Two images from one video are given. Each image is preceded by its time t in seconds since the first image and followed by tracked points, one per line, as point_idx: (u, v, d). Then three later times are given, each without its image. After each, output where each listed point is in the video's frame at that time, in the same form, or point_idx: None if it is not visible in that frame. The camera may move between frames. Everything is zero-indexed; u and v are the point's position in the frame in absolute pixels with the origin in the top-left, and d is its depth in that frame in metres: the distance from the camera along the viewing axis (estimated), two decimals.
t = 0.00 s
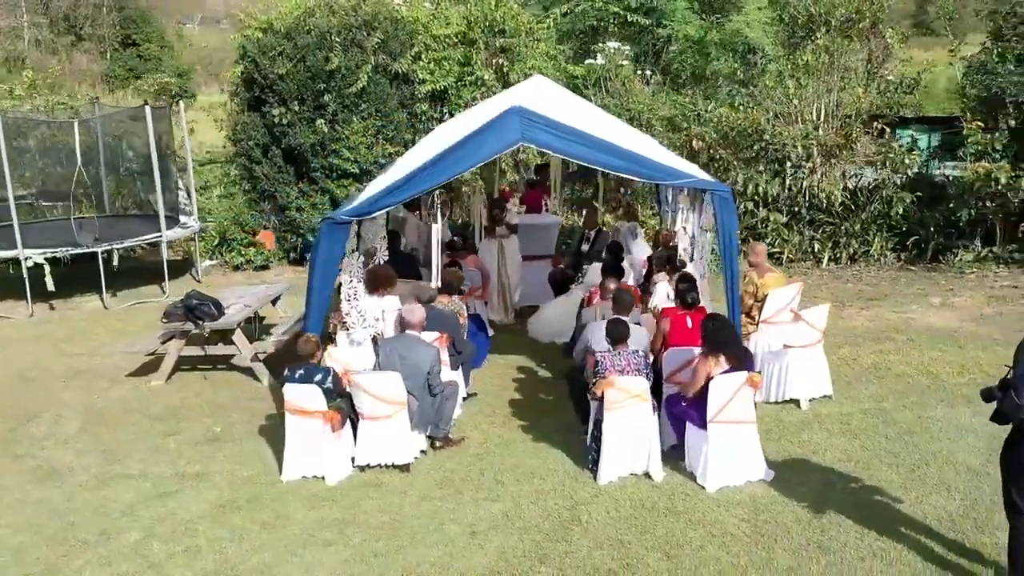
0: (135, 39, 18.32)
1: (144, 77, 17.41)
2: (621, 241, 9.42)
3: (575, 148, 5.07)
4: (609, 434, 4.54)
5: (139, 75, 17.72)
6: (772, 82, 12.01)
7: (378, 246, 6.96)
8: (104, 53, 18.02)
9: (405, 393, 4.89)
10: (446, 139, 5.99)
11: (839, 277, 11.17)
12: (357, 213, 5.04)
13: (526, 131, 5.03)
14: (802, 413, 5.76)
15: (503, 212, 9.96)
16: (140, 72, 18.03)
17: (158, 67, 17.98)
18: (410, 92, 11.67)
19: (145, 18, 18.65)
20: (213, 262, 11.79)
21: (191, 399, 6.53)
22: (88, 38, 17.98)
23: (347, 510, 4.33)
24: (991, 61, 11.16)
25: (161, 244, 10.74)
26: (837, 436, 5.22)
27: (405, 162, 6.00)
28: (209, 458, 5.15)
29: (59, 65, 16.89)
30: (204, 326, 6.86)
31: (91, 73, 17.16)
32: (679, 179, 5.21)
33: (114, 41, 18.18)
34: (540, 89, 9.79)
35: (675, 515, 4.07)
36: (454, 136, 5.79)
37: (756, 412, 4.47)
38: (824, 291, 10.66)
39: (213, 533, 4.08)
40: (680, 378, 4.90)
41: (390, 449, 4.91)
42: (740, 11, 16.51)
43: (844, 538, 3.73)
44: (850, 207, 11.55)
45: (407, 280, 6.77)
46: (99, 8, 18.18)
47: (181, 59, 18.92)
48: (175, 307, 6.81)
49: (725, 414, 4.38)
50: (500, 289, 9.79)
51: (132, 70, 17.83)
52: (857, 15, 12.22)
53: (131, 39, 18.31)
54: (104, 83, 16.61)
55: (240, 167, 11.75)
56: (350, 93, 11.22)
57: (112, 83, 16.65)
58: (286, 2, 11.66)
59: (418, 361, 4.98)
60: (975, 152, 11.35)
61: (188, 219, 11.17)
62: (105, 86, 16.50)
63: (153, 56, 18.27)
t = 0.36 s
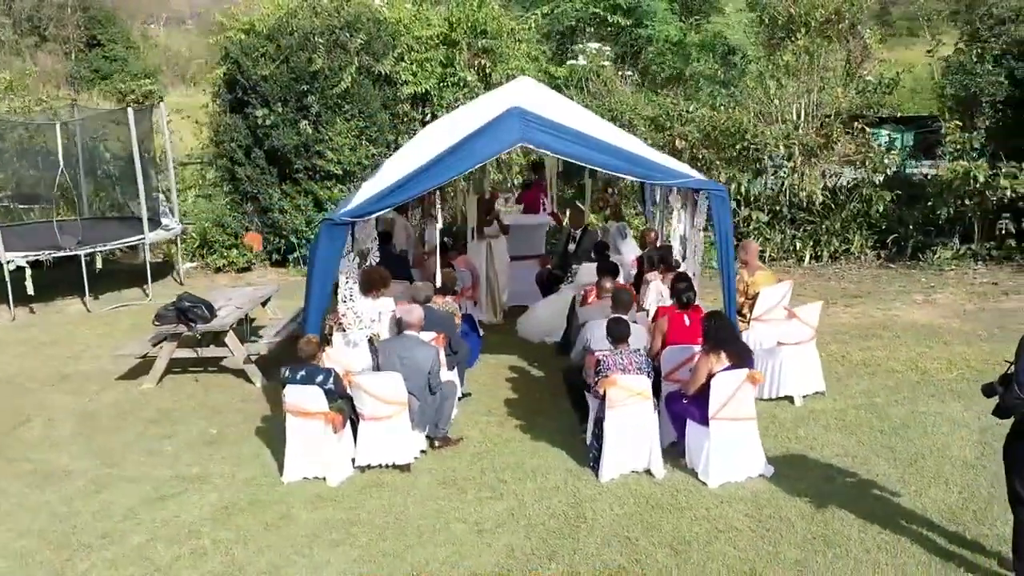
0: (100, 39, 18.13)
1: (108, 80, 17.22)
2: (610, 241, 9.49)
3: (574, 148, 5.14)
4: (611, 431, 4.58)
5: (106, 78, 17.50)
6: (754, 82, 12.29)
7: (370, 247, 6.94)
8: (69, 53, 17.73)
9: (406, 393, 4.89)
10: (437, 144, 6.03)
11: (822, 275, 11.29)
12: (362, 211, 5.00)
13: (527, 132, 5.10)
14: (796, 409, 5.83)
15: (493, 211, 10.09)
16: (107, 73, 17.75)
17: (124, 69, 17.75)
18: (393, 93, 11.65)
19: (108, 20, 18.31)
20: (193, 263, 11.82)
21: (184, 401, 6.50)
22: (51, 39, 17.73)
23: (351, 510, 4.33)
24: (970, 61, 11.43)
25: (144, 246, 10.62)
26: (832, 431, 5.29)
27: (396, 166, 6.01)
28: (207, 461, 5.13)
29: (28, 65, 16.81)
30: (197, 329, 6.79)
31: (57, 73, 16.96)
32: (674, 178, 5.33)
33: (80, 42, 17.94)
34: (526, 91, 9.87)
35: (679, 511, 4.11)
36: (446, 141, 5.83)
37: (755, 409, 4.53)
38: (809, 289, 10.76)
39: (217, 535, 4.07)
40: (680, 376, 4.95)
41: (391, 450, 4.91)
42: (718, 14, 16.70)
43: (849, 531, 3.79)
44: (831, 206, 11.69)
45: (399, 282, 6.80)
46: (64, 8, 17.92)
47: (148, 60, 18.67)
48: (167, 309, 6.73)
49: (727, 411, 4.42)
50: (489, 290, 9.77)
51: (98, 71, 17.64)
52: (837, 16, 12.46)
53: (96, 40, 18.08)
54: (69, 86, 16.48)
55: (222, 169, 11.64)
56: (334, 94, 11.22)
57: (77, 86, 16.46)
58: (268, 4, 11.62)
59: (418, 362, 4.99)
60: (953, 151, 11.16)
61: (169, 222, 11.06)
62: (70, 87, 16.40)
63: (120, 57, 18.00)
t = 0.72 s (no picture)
0: (56, 40, 17.07)
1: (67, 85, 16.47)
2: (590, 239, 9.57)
3: (566, 148, 5.22)
4: (605, 427, 4.62)
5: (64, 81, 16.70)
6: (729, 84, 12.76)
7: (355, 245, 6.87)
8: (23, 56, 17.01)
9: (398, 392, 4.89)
10: (420, 150, 6.06)
11: (796, 271, 11.43)
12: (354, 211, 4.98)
13: (518, 132, 5.17)
14: (781, 404, 5.91)
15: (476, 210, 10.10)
16: (64, 75, 16.85)
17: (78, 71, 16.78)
18: (367, 94, 11.55)
19: (66, 20, 17.26)
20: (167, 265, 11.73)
21: (168, 404, 6.43)
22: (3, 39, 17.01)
23: (347, 510, 4.34)
24: (938, 60, 11.58)
25: (118, 248, 10.47)
26: (817, 425, 5.38)
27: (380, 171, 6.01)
28: (197, 463, 5.09)
29: None
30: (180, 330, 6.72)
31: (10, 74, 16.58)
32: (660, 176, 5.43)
33: (36, 44, 17.10)
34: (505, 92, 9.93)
35: (674, 505, 4.15)
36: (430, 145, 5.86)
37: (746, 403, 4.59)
38: (785, 286, 10.89)
39: (214, 537, 4.05)
40: (670, 372, 5.01)
41: (383, 448, 4.92)
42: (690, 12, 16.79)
43: (842, 522, 3.86)
44: (802, 205, 11.84)
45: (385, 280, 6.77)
46: (18, 8, 17.09)
47: (109, 61, 18.31)
48: (150, 312, 6.66)
49: (718, 405, 4.48)
50: (471, 288, 9.79)
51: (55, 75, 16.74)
52: (809, 15, 12.41)
53: (52, 40, 17.07)
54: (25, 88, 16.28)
55: (196, 170, 11.51)
56: (309, 95, 11.13)
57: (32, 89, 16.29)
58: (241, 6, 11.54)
59: (409, 361, 4.99)
60: (925, 148, 11.32)
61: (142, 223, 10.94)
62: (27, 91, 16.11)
63: (78, 58, 17.11)
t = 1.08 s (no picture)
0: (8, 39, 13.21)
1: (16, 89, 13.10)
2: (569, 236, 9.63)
3: (554, 146, 5.26)
4: (596, 423, 4.66)
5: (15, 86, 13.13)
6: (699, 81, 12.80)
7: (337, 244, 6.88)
8: None
9: (389, 390, 4.89)
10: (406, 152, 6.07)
11: (771, 268, 11.58)
12: (344, 210, 4.96)
13: (506, 131, 5.21)
14: (766, 397, 5.99)
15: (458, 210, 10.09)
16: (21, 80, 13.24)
17: (37, 75, 13.34)
18: (342, 94, 11.52)
19: (21, 17, 13.50)
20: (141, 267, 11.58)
21: (151, 406, 6.37)
22: None
23: (341, 508, 4.34)
24: (907, 59, 11.62)
25: (92, 250, 10.32)
26: (802, 418, 5.46)
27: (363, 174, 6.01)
28: (186, 463, 5.06)
29: None
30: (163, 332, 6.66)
31: None
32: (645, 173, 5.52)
33: None
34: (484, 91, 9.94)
35: (668, 497, 4.20)
36: (415, 148, 5.88)
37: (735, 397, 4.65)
38: (761, 282, 11.01)
39: (209, 537, 4.02)
40: (659, 367, 5.06)
41: (374, 447, 4.92)
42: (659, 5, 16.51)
43: (835, 512, 3.92)
44: (774, 202, 12.03)
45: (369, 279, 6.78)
46: None
47: (71, 60, 17.97)
48: (132, 312, 6.59)
49: (709, 399, 4.54)
50: (451, 287, 9.79)
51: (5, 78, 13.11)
52: (778, 15, 12.31)
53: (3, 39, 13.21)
54: None
55: (168, 171, 11.40)
56: (284, 95, 11.05)
57: None
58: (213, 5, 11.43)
59: (400, 359, 4.98)
60: (895, 146, 11.57)
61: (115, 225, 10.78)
62: None
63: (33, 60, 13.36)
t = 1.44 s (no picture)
0: None
1: None
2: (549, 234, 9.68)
3: (542, 144, 5.30)
4: (589, 418, 4.70)
5: None
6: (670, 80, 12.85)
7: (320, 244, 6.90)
8: None
9: (381, 388, 4.90)
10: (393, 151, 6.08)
11: (746, 265, 11.72)
12: (333, 208, 4.94)
13: (496, 128, 5.23)
14: (750, 391, 6.07)
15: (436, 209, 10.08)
16: None
17: None
18: (316, 94, 11.40)
19: None
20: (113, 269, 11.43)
21: (135, 408, 6.31)
22: None
23: (336, 506, 4.34)
24: (876, 57, 11.83)
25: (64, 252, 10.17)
26: (787, 411, 5.54)
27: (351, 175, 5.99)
28: (176, 465, 5.03)
29: None
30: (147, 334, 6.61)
31: None
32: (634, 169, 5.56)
33: None
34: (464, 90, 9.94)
35: (662, 491, 4.25)
36: (403, 149, 5.87)
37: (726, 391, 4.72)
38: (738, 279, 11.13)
39: (204, 538, 4.00)
40: (649, 362, 5.11)
41: (366, 445, 4.91)
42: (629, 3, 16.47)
43: (829, 503, 3.99)
44: (745, 200, 12.18)
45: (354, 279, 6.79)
46: None
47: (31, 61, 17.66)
48: (115, 314, 6.54)
49: (701, 393, 4.60)
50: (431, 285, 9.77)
51: None
52: (749, 15, 12.11)
53: None
54: None
55: (139, 171, 11.23)
56: (258, 95, 10.97)
57: None
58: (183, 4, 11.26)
59: (391, 357, 4.98)
60: (866, 143, 11.76)
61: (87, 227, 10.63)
62: None
63: None
